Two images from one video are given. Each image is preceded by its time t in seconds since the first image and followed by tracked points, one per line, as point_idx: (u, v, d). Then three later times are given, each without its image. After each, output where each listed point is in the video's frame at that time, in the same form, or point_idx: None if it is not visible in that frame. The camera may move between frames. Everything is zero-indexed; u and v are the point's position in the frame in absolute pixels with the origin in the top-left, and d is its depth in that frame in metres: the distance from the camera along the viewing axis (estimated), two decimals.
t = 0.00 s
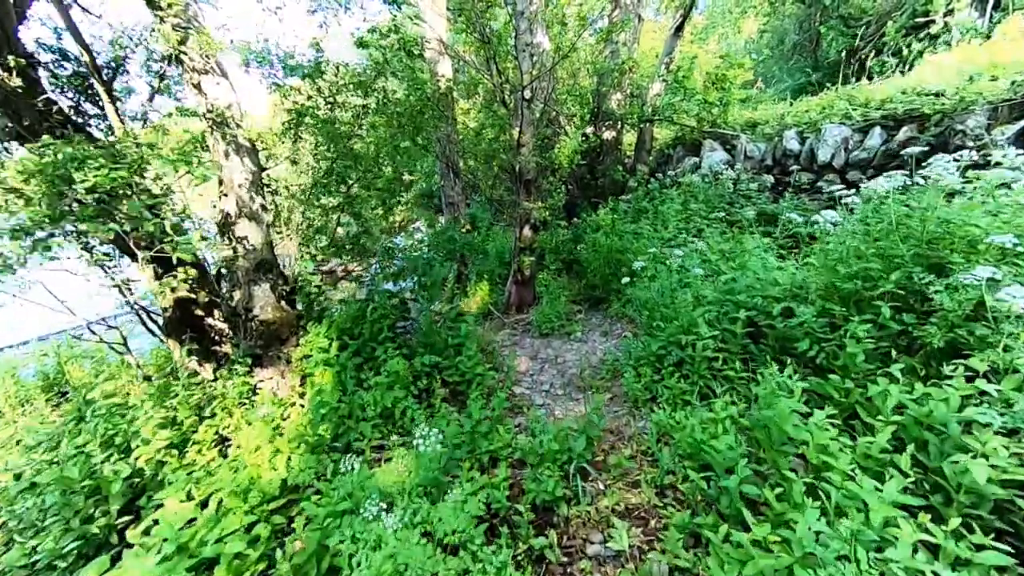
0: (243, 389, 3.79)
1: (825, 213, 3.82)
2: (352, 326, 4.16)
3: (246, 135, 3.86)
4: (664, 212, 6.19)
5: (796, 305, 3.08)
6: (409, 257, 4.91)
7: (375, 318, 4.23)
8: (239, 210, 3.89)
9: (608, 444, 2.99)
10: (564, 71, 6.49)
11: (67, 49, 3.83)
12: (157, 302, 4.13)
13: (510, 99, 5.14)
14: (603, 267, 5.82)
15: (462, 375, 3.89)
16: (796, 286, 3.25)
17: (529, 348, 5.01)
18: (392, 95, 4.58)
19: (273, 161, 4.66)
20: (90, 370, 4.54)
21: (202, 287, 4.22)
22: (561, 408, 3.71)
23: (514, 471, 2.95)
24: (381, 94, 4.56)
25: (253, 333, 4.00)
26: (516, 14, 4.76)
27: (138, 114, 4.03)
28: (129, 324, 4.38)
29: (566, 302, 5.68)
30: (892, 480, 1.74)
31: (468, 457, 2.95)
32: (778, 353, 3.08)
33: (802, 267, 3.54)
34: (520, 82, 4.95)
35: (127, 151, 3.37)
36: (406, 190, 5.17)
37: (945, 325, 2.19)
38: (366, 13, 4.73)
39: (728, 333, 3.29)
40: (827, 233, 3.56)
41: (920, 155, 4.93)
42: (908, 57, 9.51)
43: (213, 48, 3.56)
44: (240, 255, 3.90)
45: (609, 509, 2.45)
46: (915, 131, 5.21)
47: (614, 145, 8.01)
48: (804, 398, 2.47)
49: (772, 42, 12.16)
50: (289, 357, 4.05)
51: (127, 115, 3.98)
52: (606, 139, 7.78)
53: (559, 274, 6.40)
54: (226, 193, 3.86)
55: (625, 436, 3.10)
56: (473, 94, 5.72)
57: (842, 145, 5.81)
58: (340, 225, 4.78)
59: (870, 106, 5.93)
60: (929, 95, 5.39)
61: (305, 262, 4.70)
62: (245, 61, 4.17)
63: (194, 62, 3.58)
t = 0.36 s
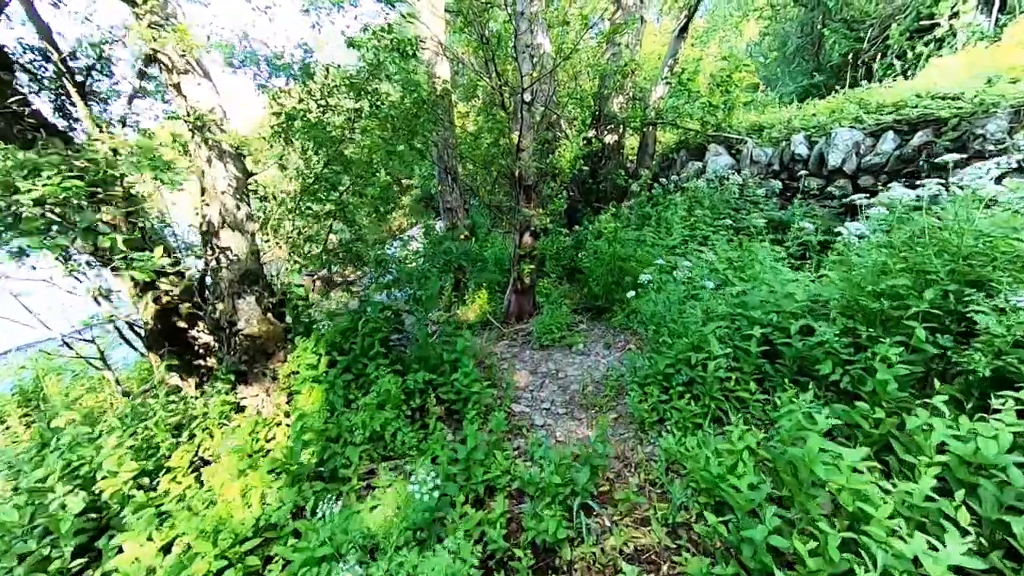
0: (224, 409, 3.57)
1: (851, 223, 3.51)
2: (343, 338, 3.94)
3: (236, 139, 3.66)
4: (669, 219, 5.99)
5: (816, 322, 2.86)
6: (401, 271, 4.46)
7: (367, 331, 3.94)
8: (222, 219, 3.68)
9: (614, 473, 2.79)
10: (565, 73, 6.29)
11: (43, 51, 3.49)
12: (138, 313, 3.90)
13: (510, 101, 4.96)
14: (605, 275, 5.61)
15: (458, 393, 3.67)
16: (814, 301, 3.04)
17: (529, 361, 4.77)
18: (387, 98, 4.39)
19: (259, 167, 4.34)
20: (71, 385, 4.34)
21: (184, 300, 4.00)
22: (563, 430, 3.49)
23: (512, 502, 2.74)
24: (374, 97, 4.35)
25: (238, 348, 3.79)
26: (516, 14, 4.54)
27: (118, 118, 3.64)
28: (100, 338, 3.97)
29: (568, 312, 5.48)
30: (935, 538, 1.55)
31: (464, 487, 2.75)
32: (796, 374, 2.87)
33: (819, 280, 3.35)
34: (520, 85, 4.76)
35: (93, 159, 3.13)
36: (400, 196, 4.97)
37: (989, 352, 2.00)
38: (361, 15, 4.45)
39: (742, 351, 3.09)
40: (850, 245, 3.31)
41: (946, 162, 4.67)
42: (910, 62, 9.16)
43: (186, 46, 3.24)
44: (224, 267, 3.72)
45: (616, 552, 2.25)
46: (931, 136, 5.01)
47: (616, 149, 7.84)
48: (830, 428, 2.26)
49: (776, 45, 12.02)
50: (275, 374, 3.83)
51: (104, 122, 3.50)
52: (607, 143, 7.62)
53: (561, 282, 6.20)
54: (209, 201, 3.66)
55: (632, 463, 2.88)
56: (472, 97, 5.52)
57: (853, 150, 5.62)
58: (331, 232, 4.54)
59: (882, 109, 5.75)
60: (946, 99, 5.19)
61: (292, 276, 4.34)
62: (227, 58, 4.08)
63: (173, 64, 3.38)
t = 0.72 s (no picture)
0: (205, 427, 3.35)
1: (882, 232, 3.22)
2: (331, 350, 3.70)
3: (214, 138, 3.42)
4: (674, 223, 5.77)
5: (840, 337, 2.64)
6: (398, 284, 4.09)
7: (358, 342, 3.72)
8: (202, 224, 3.44)
9: (622, 502, 2.59)
10: (565, 72, 6.07)
11: None
12: (116, 323, 3.68)
13: (510, 99, 4.74)
14: (607, 281, 5.39)
15: (453, 410, 3.46)
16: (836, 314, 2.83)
17: (528, 371, 4.52)
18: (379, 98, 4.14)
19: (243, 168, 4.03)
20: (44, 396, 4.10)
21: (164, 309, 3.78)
22: (566, 449, 3.28)
23: (511, 534, 2.52)
24: (365, 96, 4.07)
25: (219, 362, 3.56)
26: (516, 7, 4.31)
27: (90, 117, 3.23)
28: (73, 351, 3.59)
29: (569, 319, 5.26)
30: None
31: (459, 518, 2.54)
32: (817, 394, 2.67)
33: (839, 291, 3.13)
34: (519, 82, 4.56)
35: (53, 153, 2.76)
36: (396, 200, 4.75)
37: None
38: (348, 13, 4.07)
39: (757, 368, 2.88)
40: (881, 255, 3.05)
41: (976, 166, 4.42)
42: (913, 62, 8.92)
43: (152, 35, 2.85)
44: (204, 275, 3.48)
45: None
46: (948, 136, 4.81)
47: (618, 149, 7.62)
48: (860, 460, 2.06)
49: (777, 44, 11.80)
50: (258, 389, 3.60)
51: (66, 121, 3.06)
52: (608, 144, 7.41)
53: (561, 287, 5.98)
54: (187, 204, 3.42)
55: (641, 490, 2.69)
56: (469, 95, 5.29)
57: (865, 151, 5.41)
58: (320, 239, 4.22)
59: (895, 109, 5.55)
60: (963, 99, 5.00)
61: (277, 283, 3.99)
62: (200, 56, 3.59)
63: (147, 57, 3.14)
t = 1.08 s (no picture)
0: (183, 445, 3.16)
1: (912, 235, 2.96)
2: (316, 361, 3.48)
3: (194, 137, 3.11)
4: (677, 224, 5.57)
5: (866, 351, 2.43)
6: (385, 289, 3.74)
7: (344, 352, 3.50)
8: (176, 225, 3.22)
9: (628, 531, 2.42)
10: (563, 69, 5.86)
11: None
12: (88, 331, 3.46)
13: (507, 97, 4.54)
14: (607, 285, 5.16)
15: (446, 425, 3.25)
16: (859, 324, 2.60)
17: (525, 380, 4.29)
18: (371, 96, 3.71)
19: (221, 165, 3.57)
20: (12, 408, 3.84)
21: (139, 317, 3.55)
22: (566, 467, 3.09)
23: (507, 566, 2.35)
24: (355, 92, 3.65)
25: (195, 373, 3.33)
26: None
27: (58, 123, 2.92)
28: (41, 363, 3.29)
29: (568, 324, 5.06)
30: None
31: (450, 550, 2.36)
32: (839, 412, 2.46)
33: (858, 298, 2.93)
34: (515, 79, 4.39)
35: None
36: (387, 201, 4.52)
37: None
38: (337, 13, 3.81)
39: (772, 383, 2.69)
40: (910, 261, 2.83)
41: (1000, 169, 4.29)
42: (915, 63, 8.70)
43: (105, 19, 2.50)
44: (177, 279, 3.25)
45: None
46: (964, 135, 4.65)
47: (618, 149, 7.42)
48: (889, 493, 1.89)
49: (776, 44, 11.57)
50: (237, 402, 3.38)
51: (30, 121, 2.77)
52: (608, 143, 7.19)
53: (560, 291, 5.77)
54: (158, 203, 3.19)
55: (647, 516, 2.51)
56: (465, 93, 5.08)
57: (876, 150, 5.22)
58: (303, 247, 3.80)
59: (905, 107, 5.37)
60: (979, 96, 4.86)
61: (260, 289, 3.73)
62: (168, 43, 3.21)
63: (114, 45, 2.87)
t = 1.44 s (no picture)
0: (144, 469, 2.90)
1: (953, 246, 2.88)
2: (291, 374, 3.21)
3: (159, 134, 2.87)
4: (680, 228, 5.33)
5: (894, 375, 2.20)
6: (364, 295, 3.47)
7: (322, 366, 3.23)
8: (137, 227, 2.96)
9: None
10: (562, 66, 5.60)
11: None
12: (46, 340, 3.23)
13: (502, 93, 4.30)
14: (607, 291, 4.88)
15: (431, 447, 2.99)
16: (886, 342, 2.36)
17: (519, 394, 4.01)
18: (354, 97, 3.45)
19: (191, 164, 3.23)
20: None
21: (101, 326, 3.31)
22: (561, 495, 2.84)
23: None
24: (338, 85, 3.35)
25: (158, 389, 3.07)
26: None
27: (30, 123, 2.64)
28: None
29: (565, 332, 4.80)
30: None
31: None
32: (863, 442, 2.23)
33: (881, 312, 2.69)
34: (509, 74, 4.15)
35: None
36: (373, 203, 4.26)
37: None
38: None
39: (788, 407, 2.44)
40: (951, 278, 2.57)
41: None
42: (918, 65, 8.49)
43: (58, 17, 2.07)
44: (139, 286, 2.99)
45: None
46: (983, 136, 4.40)
47: (618, 150, 7.16)
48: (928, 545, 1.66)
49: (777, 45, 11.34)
50: (205, 420, 3.12)
51: None
52: (608, 144, 6.93)
53: (557, 297, 5.52)
54: (117, 204, 2.95)
55: (651, 557, 2.28)
56: (458, 89, 4.81)
57: (889, 152, 4.97)
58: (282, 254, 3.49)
59: (919, 106, 5.13)
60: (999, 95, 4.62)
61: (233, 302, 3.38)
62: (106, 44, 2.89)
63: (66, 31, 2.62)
